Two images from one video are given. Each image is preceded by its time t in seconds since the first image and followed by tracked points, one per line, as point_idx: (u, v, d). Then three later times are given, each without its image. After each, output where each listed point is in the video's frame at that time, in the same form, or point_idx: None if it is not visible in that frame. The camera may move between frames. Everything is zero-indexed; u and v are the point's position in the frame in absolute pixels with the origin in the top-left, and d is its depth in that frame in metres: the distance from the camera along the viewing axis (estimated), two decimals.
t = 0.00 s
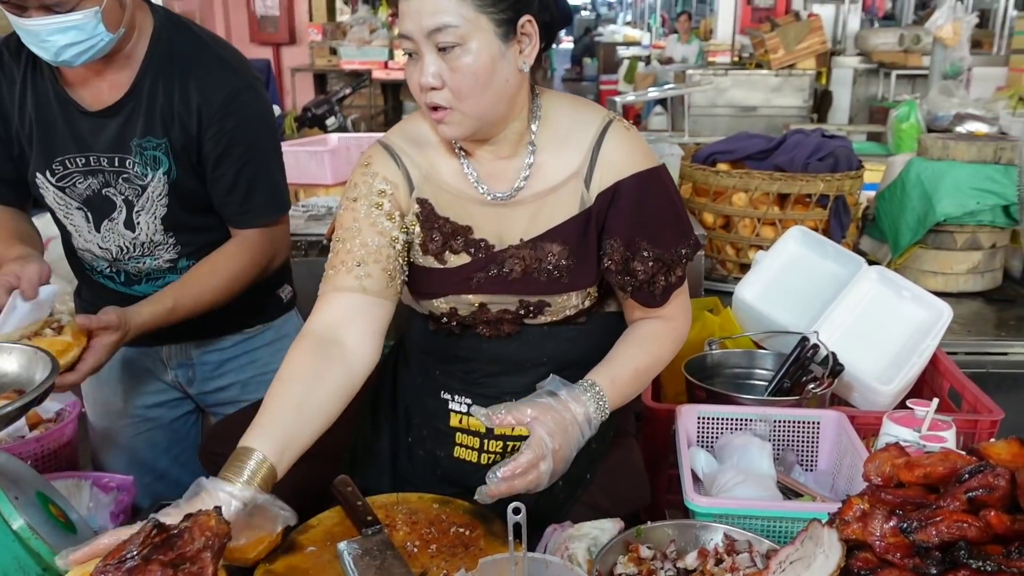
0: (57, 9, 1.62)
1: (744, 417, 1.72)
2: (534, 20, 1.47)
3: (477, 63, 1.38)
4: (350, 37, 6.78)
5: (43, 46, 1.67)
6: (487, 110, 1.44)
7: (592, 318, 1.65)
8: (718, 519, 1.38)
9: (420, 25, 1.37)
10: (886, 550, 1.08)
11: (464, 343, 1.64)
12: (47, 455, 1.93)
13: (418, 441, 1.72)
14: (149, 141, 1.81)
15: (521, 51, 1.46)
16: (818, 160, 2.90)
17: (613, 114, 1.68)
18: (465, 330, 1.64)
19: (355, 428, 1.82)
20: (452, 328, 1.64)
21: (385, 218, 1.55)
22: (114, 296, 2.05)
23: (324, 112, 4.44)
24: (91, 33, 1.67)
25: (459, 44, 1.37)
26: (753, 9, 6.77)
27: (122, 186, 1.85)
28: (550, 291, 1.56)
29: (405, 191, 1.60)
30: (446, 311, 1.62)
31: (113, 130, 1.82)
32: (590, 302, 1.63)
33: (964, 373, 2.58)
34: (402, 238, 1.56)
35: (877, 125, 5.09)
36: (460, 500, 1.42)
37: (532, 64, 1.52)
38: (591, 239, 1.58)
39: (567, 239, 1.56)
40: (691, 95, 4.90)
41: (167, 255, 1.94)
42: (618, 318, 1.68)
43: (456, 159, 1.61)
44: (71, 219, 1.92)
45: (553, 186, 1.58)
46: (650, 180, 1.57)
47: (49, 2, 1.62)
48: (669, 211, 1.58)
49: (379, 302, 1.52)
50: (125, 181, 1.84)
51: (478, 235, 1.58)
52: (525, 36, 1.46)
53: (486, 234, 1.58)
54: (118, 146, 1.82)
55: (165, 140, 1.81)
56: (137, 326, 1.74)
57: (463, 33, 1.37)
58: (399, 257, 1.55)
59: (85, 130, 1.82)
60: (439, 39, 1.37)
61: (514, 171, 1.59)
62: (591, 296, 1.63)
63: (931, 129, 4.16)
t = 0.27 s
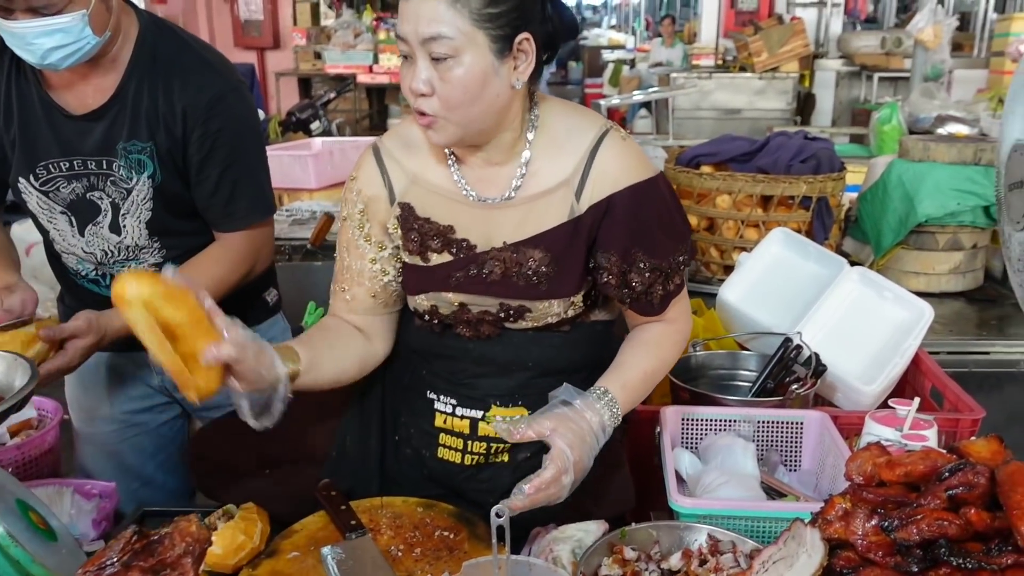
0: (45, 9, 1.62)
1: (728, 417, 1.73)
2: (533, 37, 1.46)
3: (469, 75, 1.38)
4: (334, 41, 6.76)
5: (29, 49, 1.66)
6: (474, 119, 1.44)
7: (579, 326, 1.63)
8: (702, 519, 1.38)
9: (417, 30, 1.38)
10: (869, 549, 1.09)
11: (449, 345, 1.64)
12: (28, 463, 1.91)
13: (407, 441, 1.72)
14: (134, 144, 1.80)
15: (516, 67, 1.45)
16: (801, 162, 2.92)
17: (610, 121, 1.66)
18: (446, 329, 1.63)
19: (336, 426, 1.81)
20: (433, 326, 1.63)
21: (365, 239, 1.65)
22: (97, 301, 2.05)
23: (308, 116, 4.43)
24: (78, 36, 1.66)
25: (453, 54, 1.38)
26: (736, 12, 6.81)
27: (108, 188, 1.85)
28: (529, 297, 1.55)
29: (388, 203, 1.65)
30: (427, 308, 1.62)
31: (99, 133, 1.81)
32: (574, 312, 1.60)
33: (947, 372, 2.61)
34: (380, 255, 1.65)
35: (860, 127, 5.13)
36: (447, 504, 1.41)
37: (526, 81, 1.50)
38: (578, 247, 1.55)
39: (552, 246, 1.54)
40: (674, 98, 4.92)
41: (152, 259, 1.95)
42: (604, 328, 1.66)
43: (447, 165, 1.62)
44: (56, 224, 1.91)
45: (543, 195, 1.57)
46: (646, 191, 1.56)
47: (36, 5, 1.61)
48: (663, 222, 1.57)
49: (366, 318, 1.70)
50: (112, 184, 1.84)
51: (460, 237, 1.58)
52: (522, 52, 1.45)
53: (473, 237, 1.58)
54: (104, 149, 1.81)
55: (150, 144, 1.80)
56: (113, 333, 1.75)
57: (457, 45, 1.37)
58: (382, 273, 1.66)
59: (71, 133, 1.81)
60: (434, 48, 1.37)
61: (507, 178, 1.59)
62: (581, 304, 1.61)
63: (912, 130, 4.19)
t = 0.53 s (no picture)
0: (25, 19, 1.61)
1: (711, 421, 1.74)
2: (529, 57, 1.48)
3: (465, 95, 1.41)
4: (319, 47, 6.77)
5: (11, 59, 1.64)
6: (473, 137, 1.46)
7: (558, 334, 1.62)
8: (685, 523, 1.39)
9: (415, 52, 1.40)
10: (849, 552, 1.11)
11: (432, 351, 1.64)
12: (12, 471, 1.91)
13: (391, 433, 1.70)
14: (113, 154, 1.80)
15: (512, 85, 1.46)
16: (784, 167, 2.94)
17: (609, 138, 1.65)
18: (432, 323, 1.64)
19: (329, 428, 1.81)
20: (418, 319, 1.64)
21: (356, 230, 1.69)
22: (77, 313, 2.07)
23: (294, 122, 4.43)
24: (62, 45, 1.64)
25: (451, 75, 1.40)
26: (720, 18, 6.86)
27: (88, 199, 1.85)
28: (512, 299, 1.56)
29: (382, 195, 1.68)
30: (414, 301, 1.63)
31: (78, 143, 1.80)
32: (556, 319, 1.60)
33: (929, 375, 2.63)
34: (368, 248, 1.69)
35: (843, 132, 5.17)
36: (431, 510, 1.42)
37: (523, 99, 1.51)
38: (564, 258, 1.56)
39: (538, 253, 1.55)
40: (659, 103, 4.95)
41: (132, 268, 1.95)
42: (591, 335, 1.66)
43: (444, 174, 1.64)
44: (36, 233, 1.91)
45: (533, 203, 1.58)
46: (637, 209, 1.56)
47: (20, 15, 1.59)
48: (653, 239, 1.57)
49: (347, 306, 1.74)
50: (92, 195, 1.84)
51: (451, 233, 1.60)
52: (517, 71, 1.46)
53: (465, 237, 1.60)
54: (83, 159, 1.82)
55: (130, 153, 1.80)
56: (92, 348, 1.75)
57: (452, 68, 1.39)
58: (369, 265, 1.70)
59: (49, 143, 1.81)
60: (431, 70, 1.40)
61: (502, 185, 1.60)
62: (564, 312, 1.61)
63: (895, 135, 4.23)
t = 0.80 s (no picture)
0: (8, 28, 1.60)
1: (701, 425, 1.75)
2: (528, 54, 1.51)
3: (469, 94, 1.43)
4: (307, 54, 6.78)
5: None
6: (476, 134, 1.49)
7: (557, 331, 1.65)
8: (675, 526, 1.40)
9: (416, 54, 1.43)
10: (837, 552, 1.11)
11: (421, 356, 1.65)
12: None
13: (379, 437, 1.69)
14: (99, 165, 1.79)
15: (511, 82, 1.50)
16: (771, 171, 2.96)
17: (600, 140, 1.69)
18: (429, 323, 1.64)
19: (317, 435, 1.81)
20: (417, 320, 1.64)
21: (358, 231, 1.67)
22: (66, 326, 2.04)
23: (282, 129, 4.42)
24: (33, 57, 1.62)
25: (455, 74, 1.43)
26: (707, 24, 6.89)
27: (74, 211, 1.83)
28: (512, 295, 1.57)
29: (381, 196, 1.68)
30: (411, 301, 1.63)
31: (63, 155, 1.78)
32: (554, 315, 1.63)
33: (916, 377, 2.65)
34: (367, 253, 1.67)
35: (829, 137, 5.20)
36: (421, 514, 1.42)
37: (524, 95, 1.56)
38: (560, 254, 1.58)
39: (536, 249, 1.57)
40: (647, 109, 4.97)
41: (119, 278, 1.93)
42: (584, 336, 1.69)
43: (441, 173, 1.66)
44: (21, 247, 1.88)
45: (528, 202, 1.60)
46: (630, 206, 1.58)
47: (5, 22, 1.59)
48: (645, 237, 1.60)
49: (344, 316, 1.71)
50: (78, 206, 1.82)
51: (449, 233, 1.62)
52: (517, 68, 1.50)
53: (461, 233, 1.62)
54: (69, 170, 1.79)
55: (116, 163, 1.79)
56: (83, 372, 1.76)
57: (456, 67, 1.42)
58: (369, 270, 1.68)
59: (34, 156, 1.79)
60: (433, 70, 1.43)
61: (498, 185, 1.63)
62: (560, 308, 1.63)
63: (880, 140, 4.26)
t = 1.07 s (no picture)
0: None
1: (697, 426, 1.75)
2: (533, 54, 1.55)
3: (483, 93, 1.45)
4: (301, 60, 6.78)
5: None
6: (487, 132, 1.51)
7: (559, 331, 1.67)
8: (672, 527, 1.40)
9: (431, 53, 1.43)
10: (834, 552, 1.11)
11: (420, 358, 1.64)
12: None
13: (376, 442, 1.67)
14: (89, 175, 1.77)
15: (520, 81, 1.54)
16: (765, 173, 2.96)
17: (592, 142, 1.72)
18: (428, 325, 1.64)
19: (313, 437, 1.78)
20: (414, 322, 1.64)
21: (361, 233, 1.64)
22: (66, 338, 2.03)
23: (275, 135, 4.42)
24: None
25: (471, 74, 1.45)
26: (700, 28, 6.91)
27: (71, 224, 1.82)
28: (513, 294, 1.58)
29: (379, 197, 1.66)
30: (410, 303, 1.63)
31: (55, 171, 1.75)
32: (552, 314, 1.65)
33: (911, 378, 2.65)
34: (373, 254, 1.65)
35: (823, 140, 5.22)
36: (417, 518, 1.41)
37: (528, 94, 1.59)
38: (560, 252, 1.60)
39: (536, 249, 1.59)
40: (641, 113, 4.97)
41: (118, 287, 1.93)
42: (580, 334, 1.70)
43: (436, 169, 1.66)
44: (18, 262, 1.86)
45: (525, 202, 1.62)
46: (624, 205, 1.62)
47: None
48: (637, 237, 1.63)
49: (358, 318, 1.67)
50: (72, 219, 1.81)
51: (447, 233, 1.62)
52: (525, 67, 1.54)
53: (457, 233, 1.62)
54: (61, 184, 1.77)
55: (106, 172, 1.78)
56: (84, 380, 1.72)
57: (473, 67, 1.44)
58: (375, 271, 1.66)
59: (24, 174, 1.75)
60: (449, 70, 1.44)
61: (494, 185, 1.64)
62: (558, 308, 1.65)
63: (874, 142, 4.27)
